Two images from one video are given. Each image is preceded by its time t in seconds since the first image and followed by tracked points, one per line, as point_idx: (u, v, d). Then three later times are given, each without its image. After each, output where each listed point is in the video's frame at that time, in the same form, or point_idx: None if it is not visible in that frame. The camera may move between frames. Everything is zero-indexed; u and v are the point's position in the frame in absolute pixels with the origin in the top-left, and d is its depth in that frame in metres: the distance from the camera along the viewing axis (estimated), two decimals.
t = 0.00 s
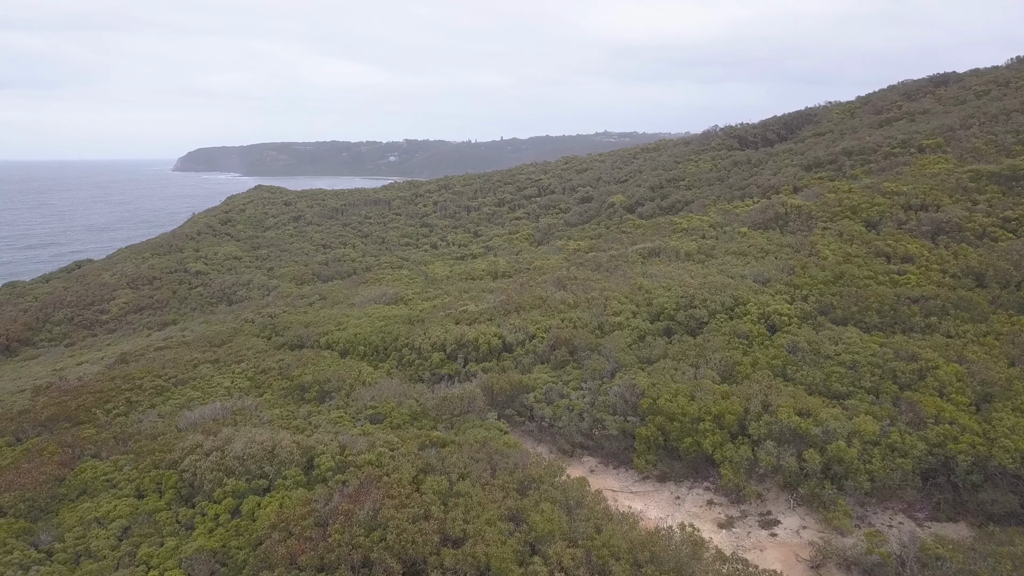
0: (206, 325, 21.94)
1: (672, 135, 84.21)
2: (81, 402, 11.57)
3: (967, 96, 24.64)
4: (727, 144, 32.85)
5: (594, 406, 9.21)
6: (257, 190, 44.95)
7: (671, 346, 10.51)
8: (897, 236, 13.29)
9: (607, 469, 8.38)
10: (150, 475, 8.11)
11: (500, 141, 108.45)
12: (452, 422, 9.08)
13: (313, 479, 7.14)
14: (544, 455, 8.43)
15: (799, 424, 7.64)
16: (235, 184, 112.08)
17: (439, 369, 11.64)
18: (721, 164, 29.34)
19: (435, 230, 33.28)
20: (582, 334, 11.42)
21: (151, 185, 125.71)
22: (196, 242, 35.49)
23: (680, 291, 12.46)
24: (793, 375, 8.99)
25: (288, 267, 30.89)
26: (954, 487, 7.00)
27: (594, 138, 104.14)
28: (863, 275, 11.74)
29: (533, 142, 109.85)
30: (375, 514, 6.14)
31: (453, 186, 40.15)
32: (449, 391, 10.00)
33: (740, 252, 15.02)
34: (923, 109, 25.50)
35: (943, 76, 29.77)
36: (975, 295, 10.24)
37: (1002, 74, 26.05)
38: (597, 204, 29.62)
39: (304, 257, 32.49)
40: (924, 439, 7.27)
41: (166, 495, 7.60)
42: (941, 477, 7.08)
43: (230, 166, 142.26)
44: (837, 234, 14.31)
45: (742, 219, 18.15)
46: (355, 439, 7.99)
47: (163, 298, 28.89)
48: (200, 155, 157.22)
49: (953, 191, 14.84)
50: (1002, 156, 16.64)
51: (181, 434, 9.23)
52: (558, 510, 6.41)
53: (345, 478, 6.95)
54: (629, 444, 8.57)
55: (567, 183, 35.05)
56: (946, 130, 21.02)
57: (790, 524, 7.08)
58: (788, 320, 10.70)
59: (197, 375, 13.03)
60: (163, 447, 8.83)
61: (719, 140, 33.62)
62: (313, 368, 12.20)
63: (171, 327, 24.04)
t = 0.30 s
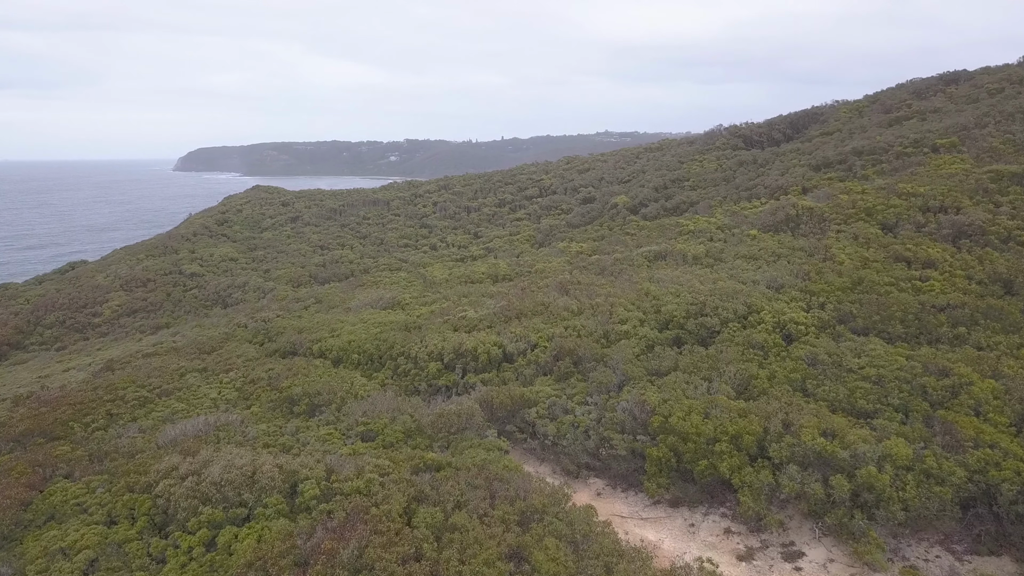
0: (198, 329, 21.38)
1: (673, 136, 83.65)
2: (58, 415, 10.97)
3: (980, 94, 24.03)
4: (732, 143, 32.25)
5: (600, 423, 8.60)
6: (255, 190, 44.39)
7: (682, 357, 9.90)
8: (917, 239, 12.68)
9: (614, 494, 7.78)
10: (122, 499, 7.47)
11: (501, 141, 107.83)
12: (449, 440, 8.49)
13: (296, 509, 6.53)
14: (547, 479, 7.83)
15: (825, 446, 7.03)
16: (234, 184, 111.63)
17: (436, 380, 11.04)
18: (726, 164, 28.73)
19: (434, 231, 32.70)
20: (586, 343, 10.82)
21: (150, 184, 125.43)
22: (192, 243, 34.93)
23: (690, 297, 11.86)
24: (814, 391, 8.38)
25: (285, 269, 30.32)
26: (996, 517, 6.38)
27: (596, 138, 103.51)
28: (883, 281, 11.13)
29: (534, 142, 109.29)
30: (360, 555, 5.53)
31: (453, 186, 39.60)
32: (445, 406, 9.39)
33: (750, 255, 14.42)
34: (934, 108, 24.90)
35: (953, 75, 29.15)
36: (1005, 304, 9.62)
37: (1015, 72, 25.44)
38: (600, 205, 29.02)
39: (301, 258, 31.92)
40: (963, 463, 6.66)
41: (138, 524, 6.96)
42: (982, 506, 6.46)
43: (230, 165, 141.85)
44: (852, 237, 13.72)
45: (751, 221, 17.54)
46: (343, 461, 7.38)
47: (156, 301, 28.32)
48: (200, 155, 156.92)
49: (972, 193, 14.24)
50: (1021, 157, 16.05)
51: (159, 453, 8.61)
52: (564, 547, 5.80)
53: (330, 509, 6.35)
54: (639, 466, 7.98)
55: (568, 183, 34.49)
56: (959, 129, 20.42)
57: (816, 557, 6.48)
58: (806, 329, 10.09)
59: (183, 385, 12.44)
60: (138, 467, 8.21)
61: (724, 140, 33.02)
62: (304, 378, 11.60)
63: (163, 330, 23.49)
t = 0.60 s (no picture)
0: (190, 334, 20.81)
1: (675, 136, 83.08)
2: (33, 429, 10.38)
3: (993, 93, 23.41)
4: (737, 143, 31.65)
5: (607, 444, 8.00)
6: (252, 190, 43.78)
7: (694, 371, 9.30)
8: (939, 243, 12.07)
9: (623, 521, 7.20)
10: (89, 529, 6.79)
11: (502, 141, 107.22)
12: (445, 462, 7.89)
13: (275, 545, 5.93)
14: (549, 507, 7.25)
15: (855, 474, 6.42)
16: (234, 184, 111.18)
17: (433, 393, 10.44)
18: (732, 164, 28.12)
19: (433, 232, 32.13)
20: (591, 354, 10.22)
21: (150, 185, 125.08)
22: (187, 245, 34.38)
23: (700, 305, 11.26)
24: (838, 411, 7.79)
25: (281, 271, 29.76)
26: None
27: (597, 138, 102.88)
28: (905, 289, 10.52)
29: (535, 142, 108.66)
30: None
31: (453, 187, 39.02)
32: (441, 423, 8.81)
33: (761, 260, 13.83)
34: (946, 107, 24.28)
35: (964, 73, 28.52)
36: None
37: None
38: (603, 206, 28.43)
39: (298, 260, 31.35)
40: (1009, 494, 6.04)
41: (103, 558, 6.28)
42: None
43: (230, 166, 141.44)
44: (869, 241, 13.12)
45: (760, 223, 16.94)
46: (328, 489, 6.78)
47: (150, 304, 27.78)
48: (200, 155, 156.56)
49: (994, 194, 13.62)
50: None
51: (134, 475, 8.02)
52: None
53: (312, 548, 5.76)
54: (649, 491, 7.37)
55: (570, 183, 33.90)
56: (974, 129, 19.82)
57: None
58: (825, 341, 9.49)
59: (168, 396, 11.86)
60: (109, 491, 7.59)
61: (729, 139, 32.42)
62: (293, 390, 11.01)
63: (155, 335, 22.91)
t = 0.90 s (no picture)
0: (182, 340, 20.25)
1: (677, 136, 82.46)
2: (6, 446, 9.80)
3: (1007, 91, 22.78)
4: (743, 143, 31.03)
5: (616, 468, 7.39)
6: (249, 191, 43.22)
7: (707, 387, 8.70)
8: (964, 248, 11.44)
9: (634, 555, 6.56)
10: (50, 564, 6.14)
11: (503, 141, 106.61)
12: (440, 488, 7.32)
13: None
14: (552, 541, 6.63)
15: (891, 508, 5.81)
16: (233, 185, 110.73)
17: (429, 408, 9.88)
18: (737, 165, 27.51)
19: (433, 233, 31.53)
20: (598, 367, 9.61)
21: (150, 185, 124.76)
22: (183, 246, 33.83)
23: (712, 314, 10.67)
24: (868, 433, 7.19)
25: (277, 274, 29.18)
26: None
27: (599, 138, 102.25)
28: (932, 297, 9.90)
29: (536, 142, 108.04)
30: None
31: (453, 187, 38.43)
32: (437, 444, 8.21)
33: (773, 265, 13.21)
34: (958, 105, 23.65)
35: (975, 71, 27.87)
36: None
37: None
38: (605, 207, 27.83)
39: (294, 262, 30.77)
40: None
41: None
42: None
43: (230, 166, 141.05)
44: (888, 245, 12.49)
45: (770, 225, 16.33)
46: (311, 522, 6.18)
47: (143, 307, 27.22)
48: (201, 155, 156.25)
49: (1018, 197, 13.00)
50: None
51: (105, 502, 7.42)
52: None
53: None
54: (663, 521, 6.74)
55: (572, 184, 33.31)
56: (990, 128, 19.19)
57: None
58: (848, 355, 8.87)
59: (150, 409, 11.28)
60: (76, 520, 7.00)
61: (734, 139, 31.80)
62: (282, 404, 10.42)
63: (147, 340, 22.35)
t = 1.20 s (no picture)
0: (172, 345, 19.68)
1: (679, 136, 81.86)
2: None
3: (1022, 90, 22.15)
4: (749, 143, 30.42)
5: (626, 497, 6.77)
6: (246, 191, 42.64)
7: (723, 405, 8.07)
8: (990, 253, 10.82)
9: None
10: None
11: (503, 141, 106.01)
12: (434, 518, 6.71)
13: None
14: None
15: (937, 550, 5.19)
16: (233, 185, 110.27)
17: (424, 425, 9.29)
18: (743, 165, 26.90)
19: (432, 235, 30.93)
20: (604, 382, 8.99)
21: (149, 185, 124.32)
22: (177, 248, 33.27)
23: (725, 323, 10.06)
24: (902, 460, 6.58)
25: (273, 276, 28.61)
26: None
27: (600, 138, 101.66)
28: (961, 307, 9.27)
29: (537, 142, 107.45)
30: None
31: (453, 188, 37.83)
32: (430, 467, 7.61)
33: (787, 271, 12.59)
34: (971, 104, 23.02)
35: (987, 69, 27.24)
36: None
37: None
38: (608, 208, 27.21)
39: (291, 264, 30.20)
40: None
41: None
42: None
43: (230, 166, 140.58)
44: (908, 250, 11.88)
45: (780, 227, 15.70)
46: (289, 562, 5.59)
47: (135, 310, 26.66)
48: (201, 155, 155.82)
49: None
50: None
51: (69, 532, 6.82)
52: None
53: None
54: (679, 557, 6.09)
55: (574, 184, 32.72)
56: (1006, 128, 18.58)
57: None
58: (874, 371, 8.24)
59: (130, 422, 10.69)
60: (35, 555, 6.40)
61: (739, 139, 31.18)
62: (268, 419, 9.81)
63: (138, 345, 21.77)
